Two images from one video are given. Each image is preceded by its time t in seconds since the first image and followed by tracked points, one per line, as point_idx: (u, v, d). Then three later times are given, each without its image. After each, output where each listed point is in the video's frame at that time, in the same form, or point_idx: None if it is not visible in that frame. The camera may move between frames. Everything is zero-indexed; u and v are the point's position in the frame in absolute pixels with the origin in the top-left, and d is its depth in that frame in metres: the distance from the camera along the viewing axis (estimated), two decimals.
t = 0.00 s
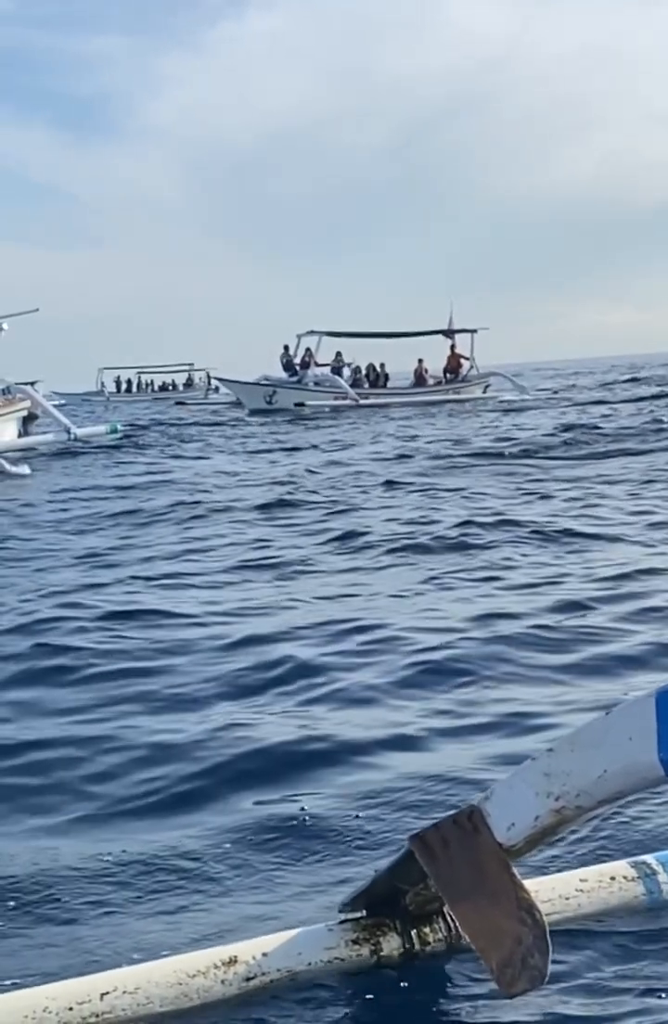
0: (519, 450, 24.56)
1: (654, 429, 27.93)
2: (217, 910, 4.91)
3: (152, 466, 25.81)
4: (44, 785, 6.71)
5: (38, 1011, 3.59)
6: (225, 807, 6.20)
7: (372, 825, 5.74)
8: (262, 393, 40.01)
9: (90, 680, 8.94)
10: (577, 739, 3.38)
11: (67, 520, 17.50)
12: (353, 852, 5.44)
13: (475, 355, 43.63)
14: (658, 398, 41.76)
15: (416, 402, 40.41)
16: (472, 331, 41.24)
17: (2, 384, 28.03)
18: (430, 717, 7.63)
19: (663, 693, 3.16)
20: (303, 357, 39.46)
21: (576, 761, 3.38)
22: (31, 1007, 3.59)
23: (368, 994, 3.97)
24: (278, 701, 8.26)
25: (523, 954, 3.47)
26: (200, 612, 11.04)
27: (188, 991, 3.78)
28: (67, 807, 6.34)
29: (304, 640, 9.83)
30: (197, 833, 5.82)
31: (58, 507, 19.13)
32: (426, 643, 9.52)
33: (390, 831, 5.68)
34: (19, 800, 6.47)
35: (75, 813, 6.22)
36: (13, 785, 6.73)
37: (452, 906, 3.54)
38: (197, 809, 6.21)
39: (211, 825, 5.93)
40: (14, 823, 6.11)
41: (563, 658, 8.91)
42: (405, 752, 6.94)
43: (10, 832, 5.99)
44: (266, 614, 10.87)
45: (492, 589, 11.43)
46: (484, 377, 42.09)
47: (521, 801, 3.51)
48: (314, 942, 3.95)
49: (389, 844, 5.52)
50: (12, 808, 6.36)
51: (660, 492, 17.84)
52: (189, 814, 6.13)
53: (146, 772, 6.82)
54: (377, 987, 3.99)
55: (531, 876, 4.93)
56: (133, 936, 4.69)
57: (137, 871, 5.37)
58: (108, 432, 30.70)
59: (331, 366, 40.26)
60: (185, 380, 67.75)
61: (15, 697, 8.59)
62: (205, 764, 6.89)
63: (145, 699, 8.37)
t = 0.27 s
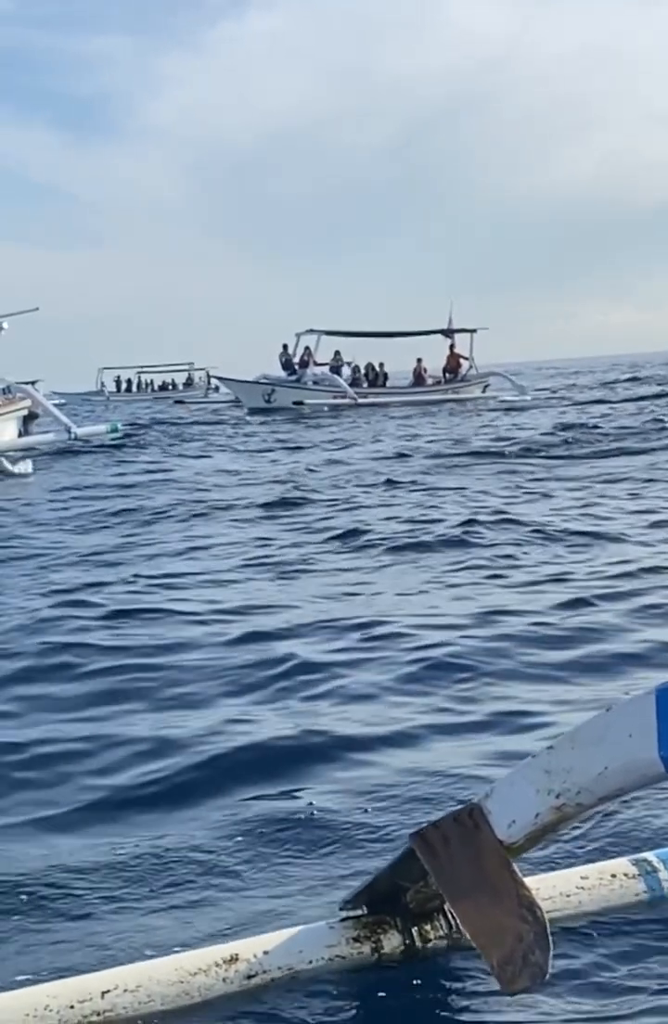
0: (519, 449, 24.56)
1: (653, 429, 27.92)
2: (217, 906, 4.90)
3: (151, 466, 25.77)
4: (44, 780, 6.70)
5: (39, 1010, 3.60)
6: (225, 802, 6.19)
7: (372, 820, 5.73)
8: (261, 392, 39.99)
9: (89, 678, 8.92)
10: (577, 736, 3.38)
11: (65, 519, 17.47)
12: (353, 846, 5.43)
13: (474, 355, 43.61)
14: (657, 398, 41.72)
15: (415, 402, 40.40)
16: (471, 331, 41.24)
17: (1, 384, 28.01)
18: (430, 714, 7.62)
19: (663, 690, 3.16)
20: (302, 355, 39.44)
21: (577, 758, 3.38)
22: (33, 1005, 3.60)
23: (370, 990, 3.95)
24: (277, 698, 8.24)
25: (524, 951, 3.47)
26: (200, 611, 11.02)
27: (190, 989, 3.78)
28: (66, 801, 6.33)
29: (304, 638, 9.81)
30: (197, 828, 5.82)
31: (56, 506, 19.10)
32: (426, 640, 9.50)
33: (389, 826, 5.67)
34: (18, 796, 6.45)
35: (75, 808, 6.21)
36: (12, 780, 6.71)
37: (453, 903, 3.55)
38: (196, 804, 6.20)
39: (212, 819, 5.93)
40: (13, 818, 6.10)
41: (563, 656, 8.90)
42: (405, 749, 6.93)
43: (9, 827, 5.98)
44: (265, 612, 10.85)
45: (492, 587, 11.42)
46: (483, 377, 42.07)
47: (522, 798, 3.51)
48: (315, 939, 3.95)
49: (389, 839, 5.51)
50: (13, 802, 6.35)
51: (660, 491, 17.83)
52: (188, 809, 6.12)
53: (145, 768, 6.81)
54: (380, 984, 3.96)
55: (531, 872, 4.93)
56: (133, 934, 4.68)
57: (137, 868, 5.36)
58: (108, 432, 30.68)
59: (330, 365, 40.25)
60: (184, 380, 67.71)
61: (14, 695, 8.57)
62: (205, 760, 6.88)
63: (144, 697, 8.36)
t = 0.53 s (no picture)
0: (517, 449, 24.55)
1: (651, 429, 27.90)
2: (217, 903, 4.90)
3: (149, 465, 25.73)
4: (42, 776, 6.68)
5: (40, 1007, 3.60)
6: (224, 796, 6.19)
7: (371, 815, 5.73)
8: (258, 390, 39.94)
9: (88, 675, 8.91)
10: (578, 733, 3.39)
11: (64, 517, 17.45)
12: (352, 841, 5.43)
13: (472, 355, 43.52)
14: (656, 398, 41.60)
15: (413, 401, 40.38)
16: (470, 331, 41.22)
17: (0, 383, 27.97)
18: (429, 711, 7.61)
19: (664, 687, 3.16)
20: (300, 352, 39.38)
21: (577, 755, 3.39)
22: (34, 1002, 3.61)
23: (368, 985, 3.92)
24: (276, 694, 8.24)
25: (525, 947, 3.49)
26: (199, 609, 11.01)
27: (191, 986, 3.79)
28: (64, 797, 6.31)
29: (303, 636, 9.81)
30: (197, 823, 5.82)
31: (54, 504, 19.08)
32: (425, 638, 9.50)
33: (389, 821, 5.67)
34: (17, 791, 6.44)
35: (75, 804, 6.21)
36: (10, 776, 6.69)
37: (454, 901, 3.55)
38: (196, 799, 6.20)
39: (211, 815, 5.94)
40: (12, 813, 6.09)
41: (562, 653, 8.90)
42: (404, 745, 6.93)
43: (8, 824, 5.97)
44: (264, 610, 10.84)
45: (491, 585, 11.41)
46: (482, 377, 42.04)
47: (523, 795, 3.52)
48: (317, 936, 3.98)
49: (388, 834, 5.51)
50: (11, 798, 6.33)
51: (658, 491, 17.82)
52: (187, 805, 6.12)
53: (144, 763, 6.80)
54: (381, 980, 3.93)
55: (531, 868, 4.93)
56: (133, 930, 4.68)
57: (137, 863, 5.36)
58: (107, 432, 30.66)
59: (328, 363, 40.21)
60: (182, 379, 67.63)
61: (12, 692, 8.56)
62: (203, 755, 6.87)
63: (143, 694, 8.35)
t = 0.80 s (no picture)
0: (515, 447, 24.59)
1: (650, 428, 27.90)
2: (217, 899, 4.90)
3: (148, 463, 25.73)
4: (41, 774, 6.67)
5: (41, 1004, 3.61)
6: (224, 792, 6.19)
7: (370, 811, 5.73)
8: (256, 388, 39.93)
9: (87, 672, 8.91)
10: (578, 730, 3.40)
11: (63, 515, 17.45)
12: (351, 837, 5.43)
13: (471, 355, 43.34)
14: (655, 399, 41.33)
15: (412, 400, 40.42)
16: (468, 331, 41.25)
17: None
18: (428, 708, 7.61)
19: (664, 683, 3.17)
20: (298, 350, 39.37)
21: (578, 751, 3.40)
22: (36, 999, 3.61)
23: (368, 982, 3.92)
24: (275, 690, 8.24)
25: (526, 943, 3.48)
26: (198, 607, 11.01)
27: (192, 983, 3.80)
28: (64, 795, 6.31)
29: (302, 633, 9.80)
30: (197, 820, 5.81)
31: (53, 502, 19.08)
32: (424, 635, 9.50)
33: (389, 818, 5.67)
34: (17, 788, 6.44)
35: (75, 801, 6.21)
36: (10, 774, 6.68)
37: (455, 897, 3.55)
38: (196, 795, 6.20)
39: (211, 811, 5.94)
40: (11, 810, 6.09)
41: (561, 650, 8.90)
42: (404, 742, 6.93)
43: (8, 821, 5.97)
44: (263, 607, 10.85)
45: (490, 583, 11.41)
46: (481, 376, 42.03)
47: (523, 791, 3.52)
48: (317, 933, 3.98)
49: (387, 829, 5.51)
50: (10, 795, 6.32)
51: (657, 489, 17.82)
52: (187, 801, 6.12)
53: (144, 759, 6.80)
54: (382, 977, 3.94)
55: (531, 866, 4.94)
56: (134, 927, 4.68)
57: (137, 860, 5.36)
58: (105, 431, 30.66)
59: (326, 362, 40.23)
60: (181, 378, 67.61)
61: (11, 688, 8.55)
62: (203, 751, 6.87)
63: (142, 692, 8.35)
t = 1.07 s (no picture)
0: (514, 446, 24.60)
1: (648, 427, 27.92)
2: (218, 894, 4.90)
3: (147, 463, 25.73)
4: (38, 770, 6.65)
5: (43, 1001, 3.61)
6: (224, 788, 6.18)
7: (371, 807, 5.73)
8: (254, 386, 39.91)
9: (87, 668, 8.90)
10: (580, 726, 3.40)
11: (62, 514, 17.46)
12: (351, 833, 5.43)
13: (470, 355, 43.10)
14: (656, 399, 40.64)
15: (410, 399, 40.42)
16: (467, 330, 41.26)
17: None
18: (428, 704, 7.61)
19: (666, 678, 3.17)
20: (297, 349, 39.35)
21: (579, 748, 3.40)
22: (37, 996, 3.61)
23: (370, 980, 3.92)
24: (275, 687, 8.23)
25: (528, 940, 3.49)
26: (197, 605, 11.00)
27: (194, 980, 3.80)
28: (62, 791, 6.29)
29: (301, 631, 9.80)
30: (197, 816, 5.80)
31: (52, 501, 19.07)
32: (423, 633, 9.50)
33: (388, 812, 5.67)
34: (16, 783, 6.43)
35: (74, 797, 6.21)
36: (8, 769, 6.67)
37: (456, 894, 3.56)
38: (195, 790, 6.20)
39: (211, 806, 5.94)
40: (10, 805, 6.09)
41: (561, 647, 8.90)
42: (403, 738, 6.92)
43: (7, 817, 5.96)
44: (262, 605, 10.85)
45: (489, 581, 11.42)
46: (480, 376, 42.02)
47: (525, 788, 3.52)
48: (319, 930, 3.98)
49: (387, 824, 5.51)
50: (8, 790, 6.31)
51: (657, 488, 17.82)
52: (187, 796, 6.11)
53: (143, 755, 6.79)
54: (383, 974, 3.95)
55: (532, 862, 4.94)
56: (134, 922, 4.69)
57: (138, 856, 5.35)
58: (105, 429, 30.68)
59: (325, 360, 40.24)
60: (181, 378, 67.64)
61: (11, 684, 8.55)
62: (202, 746, 6.87)
63: (142, 689, 8.34)
